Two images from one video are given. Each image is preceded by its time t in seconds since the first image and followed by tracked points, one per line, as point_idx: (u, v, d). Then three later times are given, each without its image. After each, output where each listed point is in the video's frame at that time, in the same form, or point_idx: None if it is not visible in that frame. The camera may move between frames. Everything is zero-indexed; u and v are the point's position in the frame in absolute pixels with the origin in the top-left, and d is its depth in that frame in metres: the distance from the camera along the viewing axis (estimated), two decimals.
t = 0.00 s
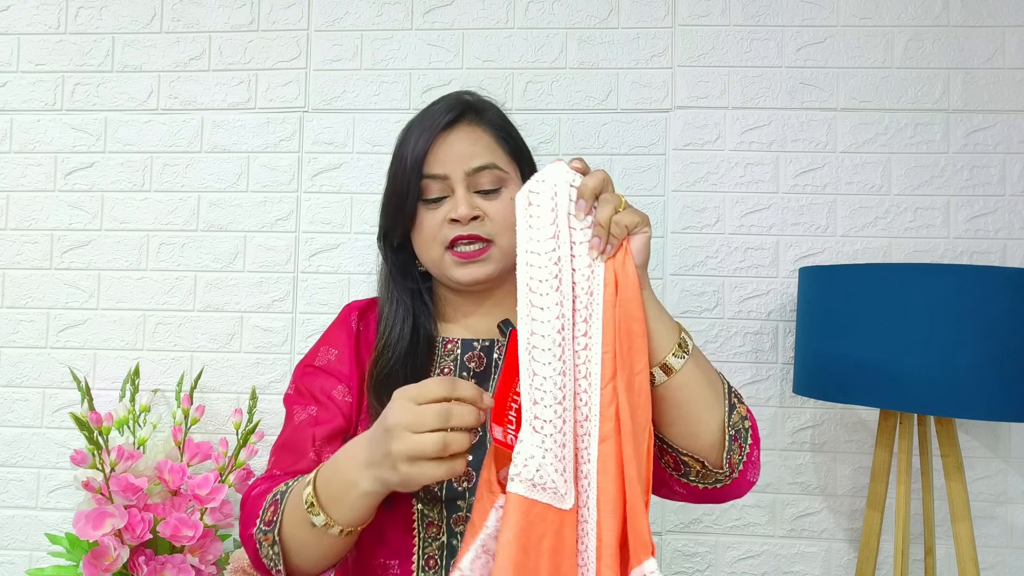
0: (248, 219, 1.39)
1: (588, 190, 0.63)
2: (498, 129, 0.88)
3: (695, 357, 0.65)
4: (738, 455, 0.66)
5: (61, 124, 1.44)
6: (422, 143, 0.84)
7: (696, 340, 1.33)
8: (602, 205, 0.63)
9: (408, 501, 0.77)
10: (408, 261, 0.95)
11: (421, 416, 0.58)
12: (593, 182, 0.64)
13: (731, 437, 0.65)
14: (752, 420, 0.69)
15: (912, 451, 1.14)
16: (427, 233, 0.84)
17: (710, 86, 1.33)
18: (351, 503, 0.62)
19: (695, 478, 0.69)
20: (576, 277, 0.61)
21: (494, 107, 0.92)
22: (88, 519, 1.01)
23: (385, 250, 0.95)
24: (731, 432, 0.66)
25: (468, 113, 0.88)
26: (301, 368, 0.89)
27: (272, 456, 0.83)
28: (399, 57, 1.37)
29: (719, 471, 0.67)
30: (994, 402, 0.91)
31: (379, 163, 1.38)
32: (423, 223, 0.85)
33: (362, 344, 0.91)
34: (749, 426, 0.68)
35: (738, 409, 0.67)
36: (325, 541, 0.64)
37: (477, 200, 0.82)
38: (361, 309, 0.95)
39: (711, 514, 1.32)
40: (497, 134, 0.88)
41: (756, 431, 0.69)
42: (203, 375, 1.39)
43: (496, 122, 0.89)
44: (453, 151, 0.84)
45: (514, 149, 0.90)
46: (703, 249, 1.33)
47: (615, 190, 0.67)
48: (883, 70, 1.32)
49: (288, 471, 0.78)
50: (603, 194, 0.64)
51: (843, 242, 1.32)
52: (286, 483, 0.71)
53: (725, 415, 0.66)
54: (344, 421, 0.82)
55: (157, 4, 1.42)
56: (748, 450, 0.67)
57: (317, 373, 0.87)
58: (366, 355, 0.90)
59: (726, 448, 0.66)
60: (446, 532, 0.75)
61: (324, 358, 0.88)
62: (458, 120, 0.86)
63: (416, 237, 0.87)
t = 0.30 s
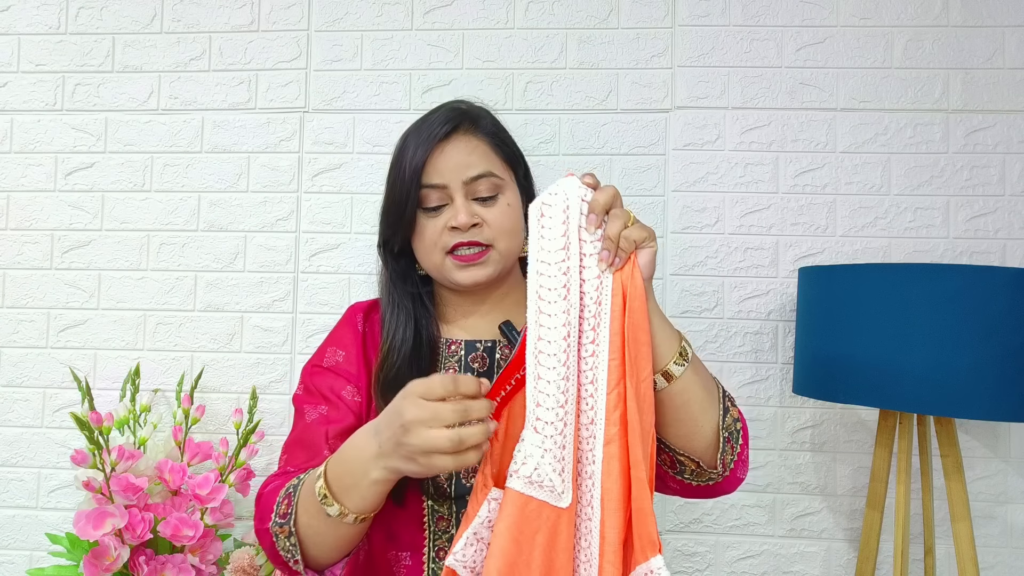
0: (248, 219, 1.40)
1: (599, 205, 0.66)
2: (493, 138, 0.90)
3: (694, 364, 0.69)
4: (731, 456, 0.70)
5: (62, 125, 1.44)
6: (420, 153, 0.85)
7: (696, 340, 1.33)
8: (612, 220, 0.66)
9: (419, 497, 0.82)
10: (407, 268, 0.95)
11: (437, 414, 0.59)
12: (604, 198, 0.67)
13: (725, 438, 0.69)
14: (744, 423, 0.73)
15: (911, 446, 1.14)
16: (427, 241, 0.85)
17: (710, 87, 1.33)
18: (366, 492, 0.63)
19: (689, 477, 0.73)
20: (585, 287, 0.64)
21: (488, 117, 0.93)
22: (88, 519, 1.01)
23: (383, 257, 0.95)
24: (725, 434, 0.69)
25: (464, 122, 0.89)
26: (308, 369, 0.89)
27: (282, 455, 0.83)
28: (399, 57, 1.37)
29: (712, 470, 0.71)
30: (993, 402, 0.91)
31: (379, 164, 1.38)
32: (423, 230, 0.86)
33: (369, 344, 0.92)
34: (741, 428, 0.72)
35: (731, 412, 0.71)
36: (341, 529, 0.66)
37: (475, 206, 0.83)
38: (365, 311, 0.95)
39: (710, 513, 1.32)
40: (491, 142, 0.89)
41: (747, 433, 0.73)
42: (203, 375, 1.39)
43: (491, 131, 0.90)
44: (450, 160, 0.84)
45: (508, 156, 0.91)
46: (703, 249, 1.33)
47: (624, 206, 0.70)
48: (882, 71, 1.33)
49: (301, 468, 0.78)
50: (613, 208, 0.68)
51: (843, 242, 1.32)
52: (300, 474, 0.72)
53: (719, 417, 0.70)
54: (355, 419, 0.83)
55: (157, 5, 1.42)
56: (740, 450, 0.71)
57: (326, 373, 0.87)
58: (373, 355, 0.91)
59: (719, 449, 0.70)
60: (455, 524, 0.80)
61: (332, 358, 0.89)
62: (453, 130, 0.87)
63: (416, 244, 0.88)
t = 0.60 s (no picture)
0: (248, 219, 1.40)
1: (619, 224, 0.68)
2: (492, 144, 0.91)
3: (698, 380, 0.72)
4: (726, 465, 0.74)
5: (62, 124, 1.44)
6: (420, 159, 0.85)
7: (696, 340, 1.33)
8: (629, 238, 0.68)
9: (421, 494, 0.83)
10: (406, 272, 0.95)
11: (388, 362, 0.61)
12: (622, 217, 0.69)
13: (722, 450, 0.73)
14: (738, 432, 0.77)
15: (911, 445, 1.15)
16: (428, 246, 0.85)
17: (710, 87, 1.33)
18: (353, 463, 0.65)
19: (685, 483, 0.78)
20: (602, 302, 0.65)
21: (485, 123, 0.94)
22: (88, 519, 1.01)
23: (381, 261, 0.95)
24: (722, 445, 0.74)
25: (462, 129, 0.90)
26: (312, 369, 0.90)
27: (286, 454, 0.84)
28: (399, 58, 1.37)
29: (708, 479, 0.75)
30: (993, 402, 0.91)
31: (379, 164, 1.38)
32: (423, 235, 0.86)
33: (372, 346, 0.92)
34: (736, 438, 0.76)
35: (728, 423, 0.75)
36: (335, 506, 0.68)
37: (474, 211, 0.84)
38: (367, 313, 0.95)
39: (710, 513, 1.32)
40: (488, 148, 0.90)
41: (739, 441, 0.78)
42: (203, 375, 1.39)
43: (489, 137, 0.91)
44: (450, 166, 0.85)
45: (505, 161, 0.92)
46: (703, 249, 1.34)
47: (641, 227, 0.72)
48: (882, 71, 1.33)
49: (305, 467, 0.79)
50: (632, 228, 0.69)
51: (843, 242, 1.32)
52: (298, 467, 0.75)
53: (718, 430, 0.74)
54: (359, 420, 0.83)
55: (157, 4, 1.42)
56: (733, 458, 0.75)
57: (330, 374, 0.88)
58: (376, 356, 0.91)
59: (717, 460, 0.74)
60: (457, 520, 0.81)
61: (336, 360, 0.89)
62: (451, 137, 0.88)
63: (416, 249, 0.89)
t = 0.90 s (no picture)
0: (248, 219, 1.40)
1: (618, 223, 0.68)
2: (488, 147, 0.91)
3: (691, 379, 0.72)
4: (717, 463, 0.74)
5: (62, 125, 1.44)
6: (417, 161, 0.85)
7: (696, 340, 1.33)
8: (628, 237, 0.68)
9: (414, 489, 0.83)
10: (403, 273, 0.95)
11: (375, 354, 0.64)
12: (622, 216, 0.69)
13: (714, 448, 0.73)
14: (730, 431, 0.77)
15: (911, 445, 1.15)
16: (424, 246, 0.86)
17: (710, 87, 1.33)
18: (345, 454, 0.68)
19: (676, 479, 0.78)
20: (601, 301, 0.65)
21: (482, 126, 0.95)
22: (88, 518, 1.01)
23: (378, 263, 0.95)
24: (714, 443, 0.74)
25: (458, 132, 0.90)
26: (310, 369, 0.90)
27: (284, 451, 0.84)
28: (399, 58, 1.37)
29: (699, 475, 0.76)
30: (993, 402, 0.91)
31: (379, 164, 1.38)
32: (420, 236, 0.86)
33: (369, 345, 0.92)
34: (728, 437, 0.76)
35: (721, 421, 0.75)
36: (328, 498, 0.71)
37: (470, 212, 0.84)
38: (365, 313, 0.95)
39: (710, 513, 1.32)
40: (485, 149, 0.90)
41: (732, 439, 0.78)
42: (203, 375, 1.39)
43: (485, 140, 0.91)
44: (446, 168, 0.85)
45: (501, 163, 0.92)
46: (703, 249, 1.34)
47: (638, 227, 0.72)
48: (882, 71, 1.33)
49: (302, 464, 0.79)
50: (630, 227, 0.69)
51: (843, 242, 1.32)
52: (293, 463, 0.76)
53: (710, 428, 0.74)
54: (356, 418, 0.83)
55: (157, 5, 1.42)
56: (725, 455, 0.75)
57: (327, 373, 0.88)
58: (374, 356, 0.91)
59: (708, 457, 0.74)
60: (449, 515, 0.81)
61: (333, 359, 0.89)
62: (447, 139, 0.88)
63: (413, 249, 0.89)
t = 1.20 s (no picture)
0: (248, 219, 1.40)
1: (621, 223, 0.68)
2: (488, 146, 0.91)
3: (692, 380, 0.72)
4: (716, 463, 0.75)
5: (62, 125, 1.44)
6: (417, 160, 0.86)
7: (696, 340, 1.33)
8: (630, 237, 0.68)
9: (413, 487, 0.83)
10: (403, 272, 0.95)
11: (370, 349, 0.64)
12: (625, 216, 0.69)
13: (714, 448, 0.74)
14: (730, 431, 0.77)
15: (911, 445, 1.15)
16: (424, 244, 0.86)
17: (710, 87, 1.33)
18: (340, 449, 0.68)
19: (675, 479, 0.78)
20: (604, 301, 0.65)
21: (482, 126, 0.95)
22: (88, 518, 1.01)
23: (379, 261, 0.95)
24: (714, 444, 0.74)
25: (458, 132, 0.90)
26: (311, 367, 0.90)
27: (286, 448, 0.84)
28: (399, 58, 1.37)
29: (698, 476, 0.76)
30: (994, 402, 0.91)
31: (379, 164, 1.38)
32: (420, 235, 0.87)
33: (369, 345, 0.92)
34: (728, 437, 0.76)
35: (720, 422, 0.75)
36: (325, 492, 0.71)
37: (469, 211, 0.84)
38: (366, 313, 0.96)
39: (710, 513, 1.32)
40: (484, 149, 0.90)
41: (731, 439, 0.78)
42: (203, 375, 1.39)
43: (485, 140, 0.91)
44: (446, 166, 0.85)
45: (500, 162, 0.92)
46: (704, 249, 1.34)
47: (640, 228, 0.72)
48: (882, 71, 1.33)
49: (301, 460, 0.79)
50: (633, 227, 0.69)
51: (843, 242, 1.32)
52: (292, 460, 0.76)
53: (710, 429, 0.74)
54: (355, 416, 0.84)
55: (157, 5, 1.42)
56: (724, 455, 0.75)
57: (328, 371, 0.88)
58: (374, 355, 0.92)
59: (708, 458, 0.74)
60: (447, 514, 0.81)
61: (333, 358, 0.89)
62: (447, 138, 0.88)
63: (413, 247, 0.89)
